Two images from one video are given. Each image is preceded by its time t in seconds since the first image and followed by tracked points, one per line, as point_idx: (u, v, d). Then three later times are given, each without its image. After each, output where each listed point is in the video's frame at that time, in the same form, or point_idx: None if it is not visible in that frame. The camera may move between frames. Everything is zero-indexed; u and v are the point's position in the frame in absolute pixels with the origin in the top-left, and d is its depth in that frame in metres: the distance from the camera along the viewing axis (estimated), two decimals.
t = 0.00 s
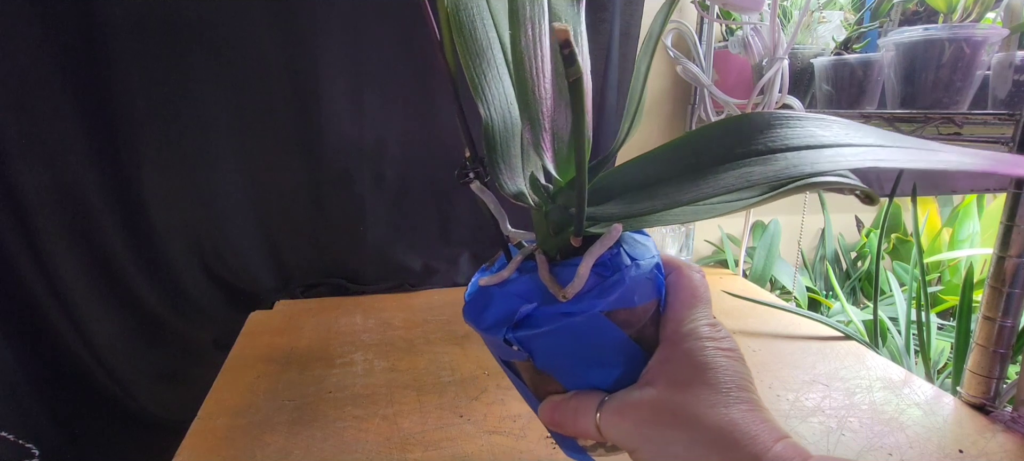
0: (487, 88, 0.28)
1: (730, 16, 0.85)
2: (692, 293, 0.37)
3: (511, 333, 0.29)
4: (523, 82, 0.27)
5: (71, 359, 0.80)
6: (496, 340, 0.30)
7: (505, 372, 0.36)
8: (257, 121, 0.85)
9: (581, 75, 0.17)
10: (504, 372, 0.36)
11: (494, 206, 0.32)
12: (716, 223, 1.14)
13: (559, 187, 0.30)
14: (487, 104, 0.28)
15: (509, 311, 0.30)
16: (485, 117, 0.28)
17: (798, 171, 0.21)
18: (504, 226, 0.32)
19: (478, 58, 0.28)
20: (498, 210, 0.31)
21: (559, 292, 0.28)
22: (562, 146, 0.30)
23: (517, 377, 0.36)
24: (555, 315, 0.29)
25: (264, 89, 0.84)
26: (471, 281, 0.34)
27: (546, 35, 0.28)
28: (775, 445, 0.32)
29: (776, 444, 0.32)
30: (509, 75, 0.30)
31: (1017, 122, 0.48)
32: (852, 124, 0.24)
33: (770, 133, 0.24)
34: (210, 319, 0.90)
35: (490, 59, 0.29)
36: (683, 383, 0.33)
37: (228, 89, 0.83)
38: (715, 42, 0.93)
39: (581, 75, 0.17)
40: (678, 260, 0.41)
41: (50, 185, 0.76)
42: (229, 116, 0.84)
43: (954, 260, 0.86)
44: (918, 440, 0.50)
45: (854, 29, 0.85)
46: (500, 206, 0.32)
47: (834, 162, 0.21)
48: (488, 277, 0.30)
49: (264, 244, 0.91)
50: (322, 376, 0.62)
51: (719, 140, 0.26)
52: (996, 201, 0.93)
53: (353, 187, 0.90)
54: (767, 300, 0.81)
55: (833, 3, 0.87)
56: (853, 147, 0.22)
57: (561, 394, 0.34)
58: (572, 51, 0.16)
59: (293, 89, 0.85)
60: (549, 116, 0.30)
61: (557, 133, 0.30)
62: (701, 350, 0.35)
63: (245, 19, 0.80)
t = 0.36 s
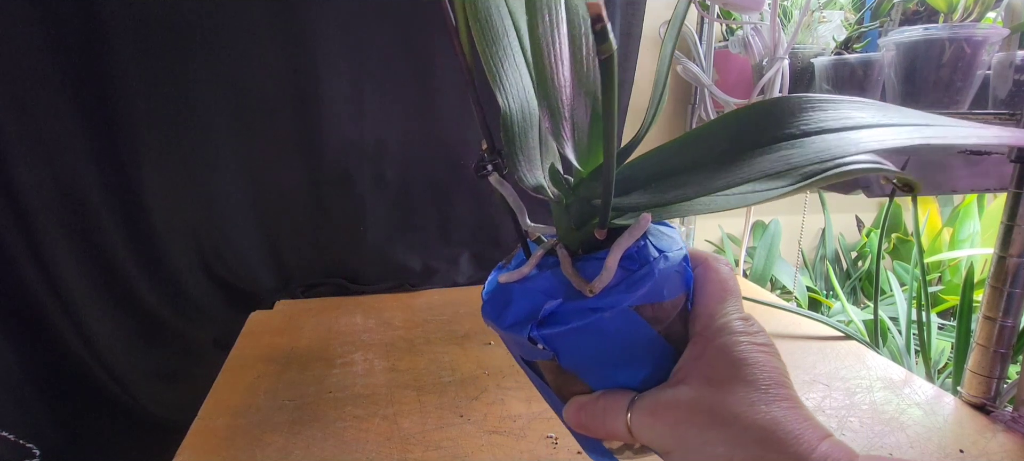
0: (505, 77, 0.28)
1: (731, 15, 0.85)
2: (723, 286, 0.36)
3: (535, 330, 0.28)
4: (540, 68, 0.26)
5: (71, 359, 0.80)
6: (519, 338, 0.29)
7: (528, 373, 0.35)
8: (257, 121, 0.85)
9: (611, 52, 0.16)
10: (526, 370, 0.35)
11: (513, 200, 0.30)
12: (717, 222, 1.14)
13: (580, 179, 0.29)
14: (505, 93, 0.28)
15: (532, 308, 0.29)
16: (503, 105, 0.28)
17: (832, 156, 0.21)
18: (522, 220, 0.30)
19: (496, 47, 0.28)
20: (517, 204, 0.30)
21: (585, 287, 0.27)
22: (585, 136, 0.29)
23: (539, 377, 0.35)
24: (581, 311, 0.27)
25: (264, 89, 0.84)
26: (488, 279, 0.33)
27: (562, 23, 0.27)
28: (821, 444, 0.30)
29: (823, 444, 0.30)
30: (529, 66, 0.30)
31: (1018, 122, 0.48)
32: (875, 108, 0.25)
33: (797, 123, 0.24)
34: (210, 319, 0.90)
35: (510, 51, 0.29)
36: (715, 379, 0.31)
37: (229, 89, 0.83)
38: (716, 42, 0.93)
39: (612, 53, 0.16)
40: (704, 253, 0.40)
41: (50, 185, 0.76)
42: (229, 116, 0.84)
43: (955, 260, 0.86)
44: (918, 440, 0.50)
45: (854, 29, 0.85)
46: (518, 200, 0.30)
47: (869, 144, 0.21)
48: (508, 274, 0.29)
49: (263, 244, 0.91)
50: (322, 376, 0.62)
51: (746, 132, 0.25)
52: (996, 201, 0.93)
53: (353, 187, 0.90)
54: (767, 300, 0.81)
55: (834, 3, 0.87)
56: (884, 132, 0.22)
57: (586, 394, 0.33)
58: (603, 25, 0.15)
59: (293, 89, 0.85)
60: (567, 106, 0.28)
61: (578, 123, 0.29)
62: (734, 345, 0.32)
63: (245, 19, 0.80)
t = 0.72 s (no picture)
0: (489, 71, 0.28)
1: (732, 15, 0.84)
2: (724, 283, 0.36)
3: (533, 336, 0.28)
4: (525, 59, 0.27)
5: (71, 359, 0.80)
6: (516, 345, 0.28)
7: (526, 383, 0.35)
8: (257, 121, 0.85)
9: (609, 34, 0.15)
10: (524, 380, 0.34)
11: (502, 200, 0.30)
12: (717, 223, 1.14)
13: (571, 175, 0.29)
14: (490, 88, 0.28)
15: (528, 313, 0.28)
16: (487, 100, 0.27)
17: (833, 144, 0.22)
18: (513, 220, 0.30)
19: (478, 40, 0.27)
20: (505, 201, 0.29)
21: (583, 288, 0.26)
22: (576, 130, 0.28)
23: (537, 386, 0.34)
24: (581, 313, 0.27)
25: (264, 89, 0.84)
26: (478, 285, 0.33)
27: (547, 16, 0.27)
28: (840, 445, 0.30)
29: (842, 444, 0.30)
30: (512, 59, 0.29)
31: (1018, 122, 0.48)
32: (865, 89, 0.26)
33: (797, 106, 0.25)
34: (210, 319, 0.90)
35: (492, 44, 0.28)
36: (727, 382, 0.31)
37: (229, 90, 0.83)
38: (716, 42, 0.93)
39: (608, 33, 0.15)
40: (705, 249, 0.40)
41: (51, 185, 0.76)
42: (230, 117, 0.84)
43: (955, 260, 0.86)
44: (918, 440, 0.50)
45: (854, 29, 0.85)
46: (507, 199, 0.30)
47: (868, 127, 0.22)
48: (501, 278, 0.29)
49: (263, 244, 0.91)
50: (322, 377, 0.62)
51: (748, 114, 0.25)
52: (996, 201, 0.93)
53: (353, 187, 0.90)
54: (767, 300, 0.81)
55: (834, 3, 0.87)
56: (885, 114, 0.23)
57: (589, 401, 0.33)
58: (598, 2, 0.14)
59: (293, 90, 0.85)
60: (556, 98, 0.28)
61: (567, 118, 0.28)
62: (742, 343, 0.33)
63: (245, 20, 0.80)
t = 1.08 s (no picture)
0: (485, 52, 0.28)
1: (732, 15, 0.84)
2: (723, 271, 0.36)
3: (530, 326, 0.28)
4: (524, 42, 0.26)
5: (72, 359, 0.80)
6: (512, 334, 0.28)
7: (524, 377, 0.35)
8: (258, 121, 0.85)
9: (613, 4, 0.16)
10: (520, 373, 0.34)
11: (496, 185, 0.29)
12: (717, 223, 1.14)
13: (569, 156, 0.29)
14: (486, 69, 0.28)
15: (524, 301, 0.28)
16: (482, 82, 0.28)
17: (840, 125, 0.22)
18: (507, 207, 0.30)
19: (476, 21, 0.28)
20: (500, 186, 0.29)
21: (583, 275, 0.26)
22: (574, 113, 0.28)
23: (533, 379, 0.34)
24: (580, 300, 0.27)
25: (264, 89, 0.84)
26: (470, 275, 0.32)
27: None
28: (846, 433, 0.30)
29: (847, 432, 0.30)
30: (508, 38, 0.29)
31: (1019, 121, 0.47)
32: (865, 69, 0.26)
33: (799, 85, 0.25)
34: (211, 319, 0.90)
35: (491, 24, 0.28)
36: (729, 371, 0.31)
37: (229, 90, 0.83)
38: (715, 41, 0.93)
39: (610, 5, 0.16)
40: (704, 235, 0.39)
41: (52, 184, 0.76)
42: (230, 117, 0.84)
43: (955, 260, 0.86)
44: (919, 440, 0.50)
45: (854, 29, 0.85)
46: (501, 184, 0.29)
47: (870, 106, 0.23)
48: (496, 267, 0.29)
49: (263, 244, 0.91)
50: (322, 376, 0.62)
51: (749, 95, 0.25)
52: (997, 201, 0.93)
53: (353, 186, 0.90)
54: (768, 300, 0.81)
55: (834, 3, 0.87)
56: (886, 93, 0.24)
57: (585, 392, 0.33)
58: None
59: (293, 90, 0.85)
60: (554, 79, 0.28)
61: (565, 100, 0.28)
62: (744, 331, 0.33)
63: (245, 19, 0.80)
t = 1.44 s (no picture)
0: (477, 55, 0.28)
1: (732, 15, 0.84)
2: (716, 274, 0.36)
3: (523, 329, 0.28)
4: (516, 45, 0.27)
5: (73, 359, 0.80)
6: (506, 338, 0.28)
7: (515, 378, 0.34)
8: (257, 121, 0.85)
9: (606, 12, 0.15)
10: (514, 375, 0.34)
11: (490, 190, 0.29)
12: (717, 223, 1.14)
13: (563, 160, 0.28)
14: (477, 72, 0.28)
15: (518, 304, 0.28)
16: (475, 85, 0.28)
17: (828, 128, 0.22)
18: (500, 209, 0.30)
19: (467, 25, 0.28)
20: (493, 190, 0.29)
21: (576, 278, 0.26)
22: (566, 117, 0.29)
23: (526, 382, 0.33)
24: (573, 303, 0.27)
25: (264, 89, 0.84)
26: (464, 278, 0.32)
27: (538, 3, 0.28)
28: (837, 436, 0.30)
29: (838, 435, 0.30)
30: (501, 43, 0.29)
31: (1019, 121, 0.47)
32: (860, 73, 0.26)
33: (793, 89, 0.25)
34: (211, 319, 0.90)
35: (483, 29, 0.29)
36: (723, 375, 0.32)
37: (229, 90, 0.83)
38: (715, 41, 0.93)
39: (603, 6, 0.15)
40: (697, 238, 0.40)
41: (51, 182, 0.76)
42: (230, 117, 0.84)
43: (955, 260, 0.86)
44: (919, 440, 0.50)
45: (854, 29, 0.85)
46: (494, 187, 0.29)
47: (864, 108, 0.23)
48: (488, 270, 0.28)
49: (264, 245, 0.91)
50: (322, 376, 0.62)
51: (739, 100, 0.25)
52: (997, 201, 0.93)
53: (353, 186, 0.90)
54: (767, 300, 0.81)
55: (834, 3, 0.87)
56: (881, 97, 0.24)
57: (579, 395, 0.32)
58: None
59: (293, 89, 0.85)
60: (546, 82, 0.29)
61: (557, 104, 0.29)
62: (737, 334, 0.33)
63: (245, 20, 0.80)
